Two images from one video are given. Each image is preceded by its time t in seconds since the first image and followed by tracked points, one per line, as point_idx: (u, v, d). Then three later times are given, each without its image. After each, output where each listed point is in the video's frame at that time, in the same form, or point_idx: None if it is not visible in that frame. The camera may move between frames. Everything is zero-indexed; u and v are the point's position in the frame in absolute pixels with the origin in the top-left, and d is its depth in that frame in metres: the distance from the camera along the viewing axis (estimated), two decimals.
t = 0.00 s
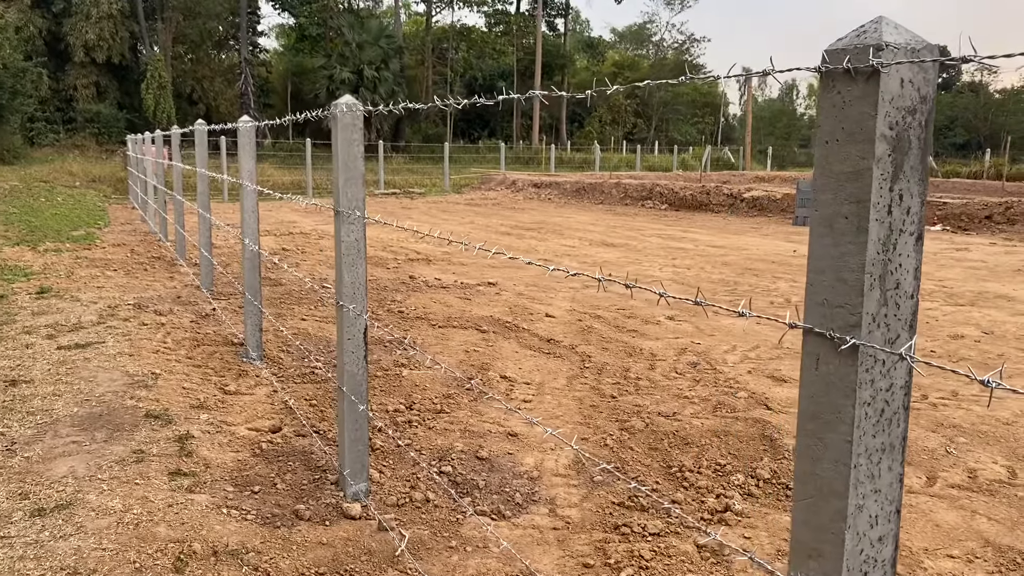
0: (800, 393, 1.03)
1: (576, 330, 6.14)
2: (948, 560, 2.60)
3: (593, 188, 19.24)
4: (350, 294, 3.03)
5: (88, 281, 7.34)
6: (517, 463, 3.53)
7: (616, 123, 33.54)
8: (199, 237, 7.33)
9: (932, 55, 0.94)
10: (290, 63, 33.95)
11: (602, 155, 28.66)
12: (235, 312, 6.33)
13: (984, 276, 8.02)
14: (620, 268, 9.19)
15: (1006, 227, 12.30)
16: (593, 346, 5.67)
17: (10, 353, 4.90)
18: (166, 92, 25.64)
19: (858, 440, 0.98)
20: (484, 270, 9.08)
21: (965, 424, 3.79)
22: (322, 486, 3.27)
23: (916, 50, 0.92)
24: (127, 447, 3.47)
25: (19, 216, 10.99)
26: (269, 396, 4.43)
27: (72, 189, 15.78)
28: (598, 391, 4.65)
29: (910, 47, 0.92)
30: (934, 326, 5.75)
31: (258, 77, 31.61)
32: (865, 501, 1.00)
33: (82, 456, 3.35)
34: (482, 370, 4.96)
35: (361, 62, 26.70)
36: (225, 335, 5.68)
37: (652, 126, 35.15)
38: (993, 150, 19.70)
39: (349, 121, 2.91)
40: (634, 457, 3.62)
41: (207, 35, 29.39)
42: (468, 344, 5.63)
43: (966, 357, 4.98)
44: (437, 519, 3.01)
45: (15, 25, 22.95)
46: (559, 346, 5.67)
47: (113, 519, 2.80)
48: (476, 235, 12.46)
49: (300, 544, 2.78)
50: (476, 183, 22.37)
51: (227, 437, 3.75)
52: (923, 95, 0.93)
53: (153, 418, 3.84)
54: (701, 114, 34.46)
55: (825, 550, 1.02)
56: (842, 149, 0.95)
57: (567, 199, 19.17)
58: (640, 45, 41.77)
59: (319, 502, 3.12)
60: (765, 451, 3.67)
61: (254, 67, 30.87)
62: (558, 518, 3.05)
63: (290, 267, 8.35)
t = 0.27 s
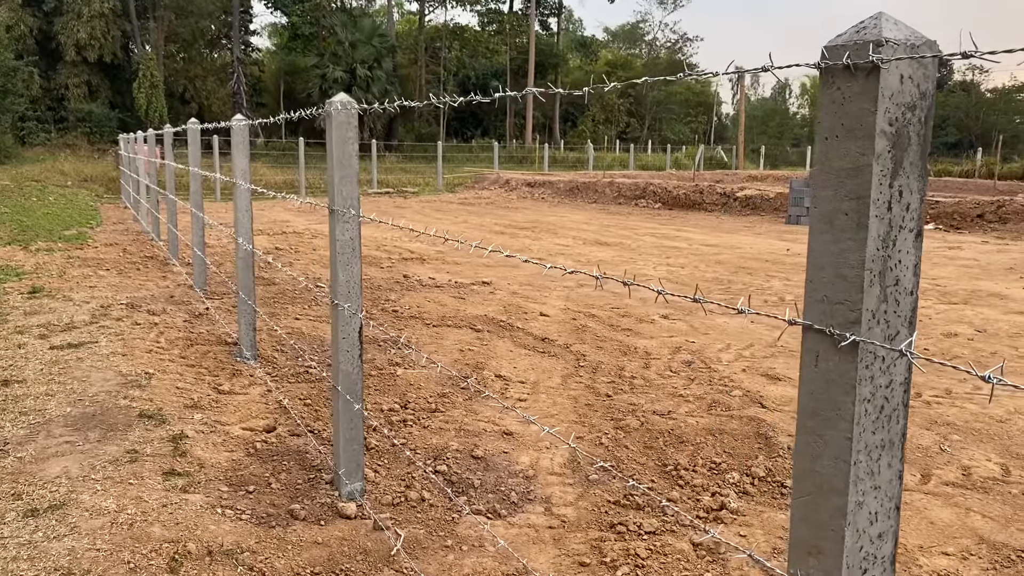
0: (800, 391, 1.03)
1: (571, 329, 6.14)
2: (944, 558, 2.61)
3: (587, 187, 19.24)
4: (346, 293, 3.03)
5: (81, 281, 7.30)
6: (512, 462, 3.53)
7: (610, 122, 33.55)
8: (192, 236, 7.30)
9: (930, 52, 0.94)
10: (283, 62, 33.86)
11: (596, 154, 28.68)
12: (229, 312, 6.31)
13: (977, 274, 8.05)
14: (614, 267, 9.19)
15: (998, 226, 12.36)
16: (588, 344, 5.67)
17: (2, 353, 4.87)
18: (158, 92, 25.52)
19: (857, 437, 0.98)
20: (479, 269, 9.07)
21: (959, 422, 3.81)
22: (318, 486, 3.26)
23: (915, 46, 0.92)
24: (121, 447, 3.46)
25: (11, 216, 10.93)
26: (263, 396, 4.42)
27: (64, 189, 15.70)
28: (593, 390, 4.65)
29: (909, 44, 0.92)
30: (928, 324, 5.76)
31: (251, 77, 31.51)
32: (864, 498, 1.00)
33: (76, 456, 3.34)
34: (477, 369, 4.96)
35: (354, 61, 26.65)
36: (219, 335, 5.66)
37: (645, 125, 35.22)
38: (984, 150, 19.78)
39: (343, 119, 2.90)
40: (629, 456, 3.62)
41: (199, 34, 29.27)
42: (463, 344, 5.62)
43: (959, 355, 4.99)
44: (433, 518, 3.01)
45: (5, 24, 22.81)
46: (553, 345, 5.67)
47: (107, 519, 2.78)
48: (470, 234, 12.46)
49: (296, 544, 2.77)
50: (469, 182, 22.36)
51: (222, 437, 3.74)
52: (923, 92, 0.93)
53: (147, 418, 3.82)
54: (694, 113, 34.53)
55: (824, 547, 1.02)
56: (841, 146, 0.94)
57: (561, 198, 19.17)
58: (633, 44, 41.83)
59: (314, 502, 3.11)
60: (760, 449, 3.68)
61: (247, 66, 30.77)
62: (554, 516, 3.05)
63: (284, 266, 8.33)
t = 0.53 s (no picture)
0: (797, 389, 1.03)
1: (565, 328, 6.14)
2: (938, 555, 2.62)
3: (581, 187, 19.23)
4: (340, 292, 3.02)
5: (73, 281, 7.27)
6: (508, 461, 3.52)
7: (603, 121, 33.54)
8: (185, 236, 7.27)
9: (929, 50, 0.94)
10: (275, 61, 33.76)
11: (589, 153, 28.66)
12: (223, 312, 6.28)
13: (969, 273, 8.07)
14: (608, 266, 9.19)
15: (990, 224, 12.41)
16: (583, 344, 5.67)
17: None
18: (150, 91, 25.41)
19: (857, 434, 0.98)
20: (473, 268, 9.06)
21: (953, 420, 3.82)
22: (313, 486, 3.26)
23: (914, 44, 0.93)
24: (114, 447, 3.45)
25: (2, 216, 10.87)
26: (257, 395, 4.41)
27: (55, 189, 15.61)
28: (588, 389, 4.64)
29: (906, 41, 0.93)
30: (921, 323, 5.77)
31: (243, 76, 31.41)
32: (863, 495, 1.00)
33: (70, 456, 3.32)
34: (472, 369, 4.96)
35: (347, 61, 26.57)
36: (212, 335, 5.63)
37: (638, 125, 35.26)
38: (976, 149, 19.84)
39: (338, 118, 2.90)
40: (624, 454, 3.62)
41: (192, 33, 29.16)
42: (458, 343, 5.62)
43: (953, 353, 5.00)
44: (428, 517, 3.00)
45: None
46: (548, 344, 5.67)
47: (101, 520, 2.78)
48: (464, 233, 12.44)
49: (291, 544, 2.77)
50: (463, 182, 22.34)
51: (216, 437, 3.74)
52: (924, 88, 0.93)
53: (141, 418, 3.81)
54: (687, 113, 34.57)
55: (823, 544, 1.02)
56: (839, 141, 0.95)
57: (555, 198, 19.15)
58: (626, 43, 41.87)
59: (309, 502, 3.11)
60: (755, 447, 3.68)
61: (239, 65, 30.67)
62: (549, 515, 3.05)
63: (277, 266, 8.30)
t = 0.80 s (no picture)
0: (796, 387, 1.03)
1: (559, 327, 6.14)
2: (933, 553, 2.63)
3: (574, 186, 19.23)
4: (335, 292, 3.01)
5: (65, 281, 7.24)
6: (502, 460, 3.52)
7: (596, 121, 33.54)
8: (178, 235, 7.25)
9: (925, 48, 0.94)
10: (267, 61, 33.67)
11: (582, 153, 28.68)
12: (215, 312, 6.26)
13: (961, 272, 8.10)
14: (601, 266, 9.19)
15: (981, 223, 12.47)
16: (577, 343, 5.67)
17: None
18: (142, 91, 25.30)
19: (854, 433, 0.98)
20: (466, 268, 9.06)
21: (946, 418, 3.83)
22: (307, 487, 3.25)
23: (911, 42, 0.93)
24: (107, 448, 3.44)
25: None
26: (251, 396, 4.40)
27: (47, 189, 15.54)
28: (582, 388, 4.64)
29: (903, 38, 0.93)
30: (914, 321, 5.78)
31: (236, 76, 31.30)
32: (861, 493, 1.00)
33: (62, 457, 3.31)
34: (466, 368, 4.96)
35: (340, 60, 26.53)
36: (206, 335, 5.61)
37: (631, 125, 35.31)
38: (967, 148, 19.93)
39: (332, 117, 2.89)
40: (619, 453, 3.62)
41: (184, 33, 29.04)
42: (452, 342, 5.62)
43: (945, 351, 5.01)
44: (423, 517, 3.00)
45: None
46: (542, 343, 5.67)
47: (94, 521, 2.77)
48: (457, 233, 12.43)
49: (285, 544, 2.76)
50: (456, 181, 22.32)
51: (210, 438, 3.73)
52: (920, 87, 0.94)
53: (134, 419, 3.80)
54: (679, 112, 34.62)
55: (822, 542, 1.02)
56: (836, 139, 0.95)
57: (548, 197, 19.15)
58: (618, 43, 41.93)
59: (304, 502, 3.10)
60: (749, 446, 3.69)
61: (231, 65, 30.55)
62: (545, 515, 3.05)
63: (270, 266, 8.28)
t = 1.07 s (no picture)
0: (793, 388, 1.03)
1: (553, 327, 6.15)
2: (926, 551, 2.64)
3: (567, 186, 19.24)
4: (328, 293, 3.00)
5: (57, 281, 7.20)
6: (497, 460, 3.52)
7: (588, 121, 33.57)
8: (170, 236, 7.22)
9: (920, 48, 0.94)
10: (260, 60, 33.58)
11: (575, 153, 28.71)
12: (208, 313, 6.24)
13: (953, 271, 8.14)
14: (594, 266, 9.20)
15: (972, 222, 12.54)
16: (571, 343, 5.67)
17: None
18: (134, 91, 25.19)
19: (851, 433, 0.98)
20: (459, 268, 9.05)
21: (939, 417, 3.84)
22: (301, 488, 3.25)
23: (907, 44, 0.93)
24: (101, 449, 3.43)
25: None
26: (245, 397, 4.39)
27: (38, 189, 15.45)
28: (576, 388, 4.64)
29: (898, 40, 0.93)
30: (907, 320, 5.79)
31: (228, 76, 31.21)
32: (857, 493, 1.00)
33: (55, 459, 3.30)
34: (460, 368, 4.96)
35: (332, 60, 26.48)
36: (199, 336, 5.60)
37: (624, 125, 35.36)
38: (959, 149, 20.00)
39: (326, 118, 2.89)
40: (614, 453, 3.63)
41: (175, 32, 28.93)
42: (445, 343, 5.62)
43: (938, 350, 5.00)
44: (418, 518, 2.99)
45: None
46: (536, 343, 5.67)
47: (88, 523, 2.76)
48: (450, 233, 12.43)
49: (280, 545, 2.76)
50: (449, 182, 22.33)
51: (203, 439, 3.72)
52: (916, 88, 0.94)
53: (127, 420, 3.79)
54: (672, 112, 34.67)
55: (819, 543, 1.02)
56: (833, 139, 0.95)
57: (541, 197, 19.16)
58: (611, 43, 42.04)
59: (299, 503, 3.10)
60: (743, 445, 3.69)
61: (224, 64, 30.47)
62: (539, 515, 3.05)
63: (263, 266, 8.25)
